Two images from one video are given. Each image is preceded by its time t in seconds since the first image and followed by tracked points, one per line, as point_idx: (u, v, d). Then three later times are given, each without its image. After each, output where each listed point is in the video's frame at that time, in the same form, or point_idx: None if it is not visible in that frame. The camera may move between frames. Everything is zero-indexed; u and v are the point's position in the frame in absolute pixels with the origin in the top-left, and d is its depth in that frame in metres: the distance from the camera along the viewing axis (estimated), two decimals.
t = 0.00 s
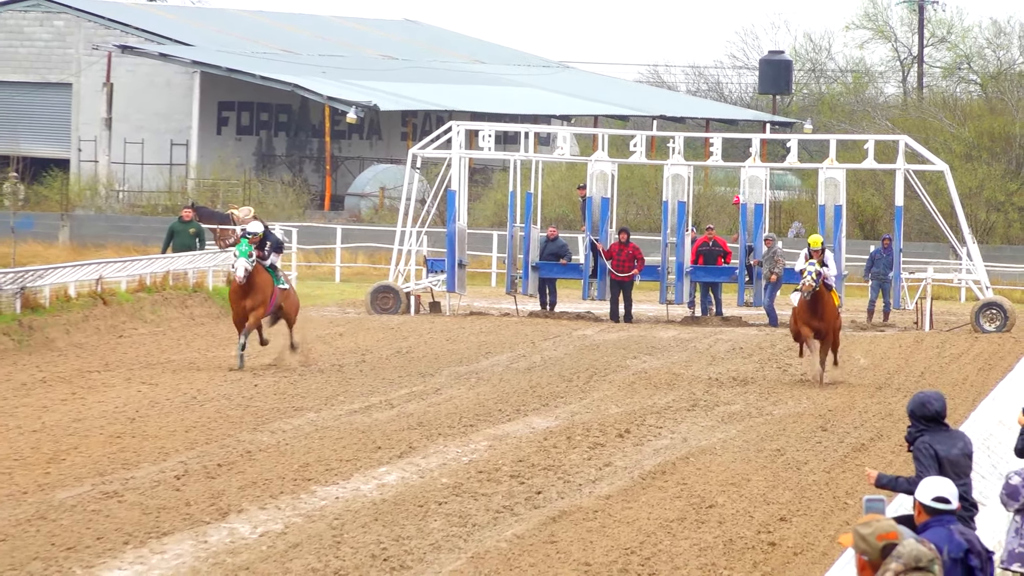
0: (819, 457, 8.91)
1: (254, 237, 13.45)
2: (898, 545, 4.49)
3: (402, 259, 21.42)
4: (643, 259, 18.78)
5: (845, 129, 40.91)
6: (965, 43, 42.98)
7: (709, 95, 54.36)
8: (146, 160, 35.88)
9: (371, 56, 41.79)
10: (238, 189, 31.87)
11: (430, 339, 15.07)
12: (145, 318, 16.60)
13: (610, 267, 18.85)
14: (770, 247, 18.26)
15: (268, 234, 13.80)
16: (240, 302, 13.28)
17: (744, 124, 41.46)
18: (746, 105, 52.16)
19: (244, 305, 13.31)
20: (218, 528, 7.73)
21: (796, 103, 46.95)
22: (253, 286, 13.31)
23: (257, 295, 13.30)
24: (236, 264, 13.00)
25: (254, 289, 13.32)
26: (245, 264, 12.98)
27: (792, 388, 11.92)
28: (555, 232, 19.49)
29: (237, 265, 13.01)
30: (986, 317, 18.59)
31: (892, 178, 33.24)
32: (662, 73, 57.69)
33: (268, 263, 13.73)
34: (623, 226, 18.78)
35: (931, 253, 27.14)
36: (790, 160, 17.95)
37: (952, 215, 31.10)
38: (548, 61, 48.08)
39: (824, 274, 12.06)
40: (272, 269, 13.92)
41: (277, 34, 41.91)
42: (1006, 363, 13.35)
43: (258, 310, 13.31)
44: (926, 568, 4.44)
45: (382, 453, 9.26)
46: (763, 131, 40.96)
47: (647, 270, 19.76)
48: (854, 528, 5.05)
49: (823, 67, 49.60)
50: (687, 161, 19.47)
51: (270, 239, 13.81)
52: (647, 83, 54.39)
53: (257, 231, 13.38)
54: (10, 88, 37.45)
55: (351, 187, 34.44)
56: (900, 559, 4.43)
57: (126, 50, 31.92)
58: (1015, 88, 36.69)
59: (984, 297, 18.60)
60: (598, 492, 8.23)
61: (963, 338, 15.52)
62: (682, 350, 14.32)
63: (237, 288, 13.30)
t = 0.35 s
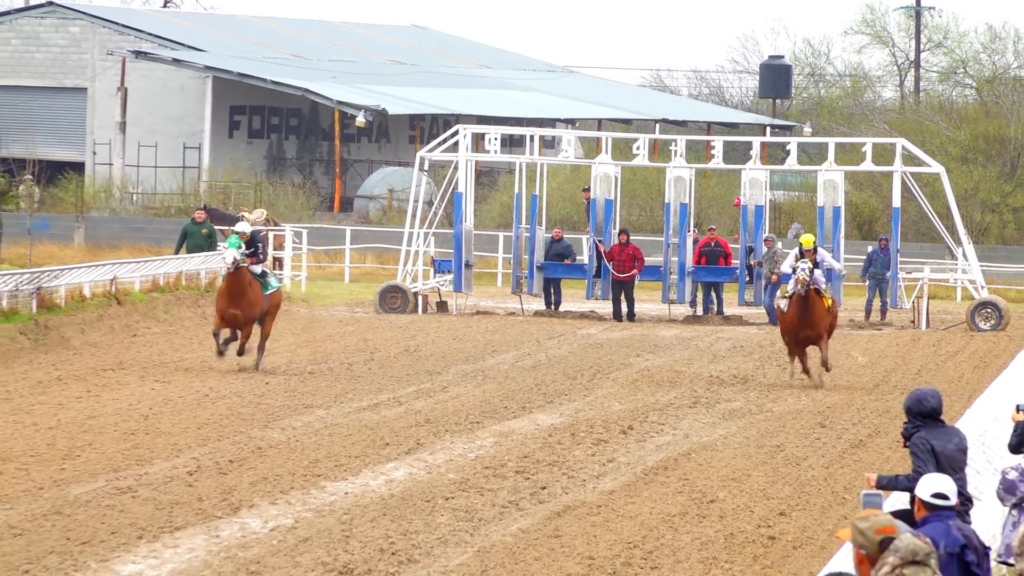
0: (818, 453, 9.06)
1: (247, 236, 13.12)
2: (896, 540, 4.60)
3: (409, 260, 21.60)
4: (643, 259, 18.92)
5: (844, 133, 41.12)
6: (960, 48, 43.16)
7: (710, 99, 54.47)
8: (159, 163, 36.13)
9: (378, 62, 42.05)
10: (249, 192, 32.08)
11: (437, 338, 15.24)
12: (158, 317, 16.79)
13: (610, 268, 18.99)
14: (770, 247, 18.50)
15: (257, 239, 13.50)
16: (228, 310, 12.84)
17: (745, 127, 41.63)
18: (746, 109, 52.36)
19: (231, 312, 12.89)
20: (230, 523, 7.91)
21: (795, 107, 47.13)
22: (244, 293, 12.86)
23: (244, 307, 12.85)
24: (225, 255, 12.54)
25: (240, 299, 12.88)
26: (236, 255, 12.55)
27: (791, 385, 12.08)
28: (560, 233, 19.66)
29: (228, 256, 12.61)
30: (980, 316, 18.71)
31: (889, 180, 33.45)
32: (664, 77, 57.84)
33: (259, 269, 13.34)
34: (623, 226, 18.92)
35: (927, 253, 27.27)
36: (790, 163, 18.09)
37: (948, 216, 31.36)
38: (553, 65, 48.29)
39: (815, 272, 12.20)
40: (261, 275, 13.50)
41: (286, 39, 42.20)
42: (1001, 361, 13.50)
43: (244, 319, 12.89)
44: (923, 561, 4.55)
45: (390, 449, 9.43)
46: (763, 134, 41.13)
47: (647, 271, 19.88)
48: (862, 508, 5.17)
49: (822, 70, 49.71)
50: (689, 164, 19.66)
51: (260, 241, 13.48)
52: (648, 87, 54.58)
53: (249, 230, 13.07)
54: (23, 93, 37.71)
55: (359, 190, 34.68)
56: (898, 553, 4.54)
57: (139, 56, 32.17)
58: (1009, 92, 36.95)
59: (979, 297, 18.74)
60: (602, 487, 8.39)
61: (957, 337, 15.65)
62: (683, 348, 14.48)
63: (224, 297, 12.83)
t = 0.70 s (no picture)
0: (818, 447, 9.24)
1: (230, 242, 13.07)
2: (892, 531, 4.44)
3: (419, 259, 21.80)
4: (645, 257, 18.92)
5: (842, 134, 41.34)
6: (957, 51, 43.31)
7: (713, 101, 54.59)
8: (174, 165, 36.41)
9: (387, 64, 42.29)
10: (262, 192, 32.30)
11: (445, 335, 15.44)
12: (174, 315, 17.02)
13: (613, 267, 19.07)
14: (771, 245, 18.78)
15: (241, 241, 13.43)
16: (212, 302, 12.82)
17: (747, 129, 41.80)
18: (748, 110, 52.55)
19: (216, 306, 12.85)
20: (244, 516, 8.11)
21: (796, 109, 47.21)
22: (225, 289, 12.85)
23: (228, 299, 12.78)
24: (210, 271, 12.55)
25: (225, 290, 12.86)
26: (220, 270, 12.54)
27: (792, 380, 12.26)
28: (566, 233, 19.83)
29: (212, 271, 12.58)
30: (977, 313, 18.84)
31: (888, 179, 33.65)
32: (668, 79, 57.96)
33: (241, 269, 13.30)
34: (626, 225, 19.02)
35: (926, 252, 27.47)
36: (790, 164, 18.23)
37: (945, 216, 31.64)
38: (559, 69, 48.48)
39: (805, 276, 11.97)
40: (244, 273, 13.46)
41: (297, 43, 42.50)
42: (997, 357, 13.65)
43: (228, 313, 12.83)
44: (919, 553, 4.38)
45: (400, 443, 9.63)
46: (765, 136, 41.27)
47: (650, 269, 20.06)
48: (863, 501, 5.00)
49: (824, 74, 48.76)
50: (692, 165, 19.79)
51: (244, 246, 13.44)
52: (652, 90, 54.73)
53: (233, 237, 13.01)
54: (39, 96, 38.02)
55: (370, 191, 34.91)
56: (896, 544, 4.37)
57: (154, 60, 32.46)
58: (1005, 93, 37.12)
59: (975, 294, 18.89)
60: (606, 480, 8.57)
61: (954, 333, 15.80)
62: (686, 345, 14.66)
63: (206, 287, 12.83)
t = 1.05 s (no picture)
0: (817, 442, 9.40)
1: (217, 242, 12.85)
2: (891, 525, 4.56)
3: (426, 258, 21.98)
4: (647, 256, 18.98)
5: (840, 135, 41.58)
6: (953, 54, 43.50)
7: (713, 105, 54.76)
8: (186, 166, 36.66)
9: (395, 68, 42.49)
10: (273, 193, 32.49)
11: (452, 333, 15.61)
12: (186, 313, 17.22)
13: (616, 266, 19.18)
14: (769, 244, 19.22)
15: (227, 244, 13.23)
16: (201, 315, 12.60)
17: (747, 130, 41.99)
18: (748, 113, 52.79)
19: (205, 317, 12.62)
20: (255, 510, 8.29)
21: (794, 112, 47.36)
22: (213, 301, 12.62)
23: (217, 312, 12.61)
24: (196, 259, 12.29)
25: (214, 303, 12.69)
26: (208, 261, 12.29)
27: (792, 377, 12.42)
28: (571, 232, 19.97)
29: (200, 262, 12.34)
30: (973, 311, 18.97)
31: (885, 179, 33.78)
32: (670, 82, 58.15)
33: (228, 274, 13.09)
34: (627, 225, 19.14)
35: (923, 251, 27.59)
36: (789, 166, 18.33)
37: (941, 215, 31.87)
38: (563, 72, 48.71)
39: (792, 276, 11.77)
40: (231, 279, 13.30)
41: (305, 46, 42.78)
42: (992, 353, 13.79)
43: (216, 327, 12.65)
44: (917, 546, 4.50)
45: (407, 439, 9.80)
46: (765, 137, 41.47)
47: (652, 268, 20.23)
48: (866, 483, 5.11)
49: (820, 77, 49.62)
50: (693, 166, 19.97)
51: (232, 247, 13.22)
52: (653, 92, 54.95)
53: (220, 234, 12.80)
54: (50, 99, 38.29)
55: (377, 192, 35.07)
56: (893, 538, 4.49)
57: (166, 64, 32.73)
58: (999, 96, 37.30)
59: (971, 293, 19.03)
60: (610, 475, 8.75)
61: (950, 331, 15.95)
62: (688, 342, 14.82)
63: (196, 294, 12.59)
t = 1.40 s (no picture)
0: (820, 438, 9.58)
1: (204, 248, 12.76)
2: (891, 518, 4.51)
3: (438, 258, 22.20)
4: (653, 257, 19.18)
5: (842, 138, 41.81)
6: (952, 58, 43.69)
7: (718, 108, 54.99)
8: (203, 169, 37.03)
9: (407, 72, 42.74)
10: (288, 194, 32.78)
11: (464, 331, 15.83)
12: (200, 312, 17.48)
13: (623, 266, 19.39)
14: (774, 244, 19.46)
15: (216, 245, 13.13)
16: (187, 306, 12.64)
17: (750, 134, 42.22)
18: (751, 116, 52.98)
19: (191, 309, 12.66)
20: (271, 504, 8.50)
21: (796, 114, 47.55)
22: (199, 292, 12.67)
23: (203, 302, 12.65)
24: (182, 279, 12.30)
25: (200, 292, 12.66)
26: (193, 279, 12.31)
27: (795, 374, 12.60)
28: (579, 232, 20.13)
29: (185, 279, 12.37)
30: (971, 309, 19.12)
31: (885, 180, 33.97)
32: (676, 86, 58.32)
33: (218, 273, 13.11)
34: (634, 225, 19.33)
35: (923, 251, 27.72)
36: (793, 168, 18.48)
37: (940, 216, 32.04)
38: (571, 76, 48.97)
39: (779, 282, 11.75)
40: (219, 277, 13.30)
41: (317, 50, 43.09)
42: (991, 350, 13.95)
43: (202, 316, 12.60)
44: (918, 539, 4.44)
45: (420, 435, 10.01)
46: (768, 140, 41.69)
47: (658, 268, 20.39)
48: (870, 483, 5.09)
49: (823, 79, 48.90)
50: (699, 167, 20.25)
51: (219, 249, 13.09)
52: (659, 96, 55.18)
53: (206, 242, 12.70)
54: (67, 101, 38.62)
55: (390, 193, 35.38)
56: (895, 531, 4.43)
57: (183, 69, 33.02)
58: (997, 99, 37.49)
59: (969, 291, 19.17)
60: (618, 470, 8.94)
61: (950, 329, 16.12)
62: (694, 340, 15.00)
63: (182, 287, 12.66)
